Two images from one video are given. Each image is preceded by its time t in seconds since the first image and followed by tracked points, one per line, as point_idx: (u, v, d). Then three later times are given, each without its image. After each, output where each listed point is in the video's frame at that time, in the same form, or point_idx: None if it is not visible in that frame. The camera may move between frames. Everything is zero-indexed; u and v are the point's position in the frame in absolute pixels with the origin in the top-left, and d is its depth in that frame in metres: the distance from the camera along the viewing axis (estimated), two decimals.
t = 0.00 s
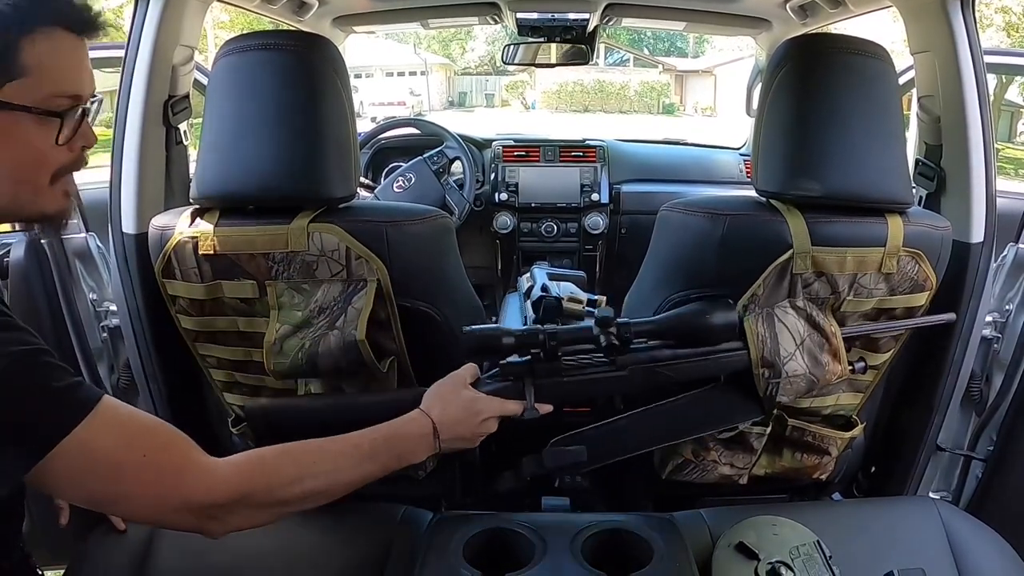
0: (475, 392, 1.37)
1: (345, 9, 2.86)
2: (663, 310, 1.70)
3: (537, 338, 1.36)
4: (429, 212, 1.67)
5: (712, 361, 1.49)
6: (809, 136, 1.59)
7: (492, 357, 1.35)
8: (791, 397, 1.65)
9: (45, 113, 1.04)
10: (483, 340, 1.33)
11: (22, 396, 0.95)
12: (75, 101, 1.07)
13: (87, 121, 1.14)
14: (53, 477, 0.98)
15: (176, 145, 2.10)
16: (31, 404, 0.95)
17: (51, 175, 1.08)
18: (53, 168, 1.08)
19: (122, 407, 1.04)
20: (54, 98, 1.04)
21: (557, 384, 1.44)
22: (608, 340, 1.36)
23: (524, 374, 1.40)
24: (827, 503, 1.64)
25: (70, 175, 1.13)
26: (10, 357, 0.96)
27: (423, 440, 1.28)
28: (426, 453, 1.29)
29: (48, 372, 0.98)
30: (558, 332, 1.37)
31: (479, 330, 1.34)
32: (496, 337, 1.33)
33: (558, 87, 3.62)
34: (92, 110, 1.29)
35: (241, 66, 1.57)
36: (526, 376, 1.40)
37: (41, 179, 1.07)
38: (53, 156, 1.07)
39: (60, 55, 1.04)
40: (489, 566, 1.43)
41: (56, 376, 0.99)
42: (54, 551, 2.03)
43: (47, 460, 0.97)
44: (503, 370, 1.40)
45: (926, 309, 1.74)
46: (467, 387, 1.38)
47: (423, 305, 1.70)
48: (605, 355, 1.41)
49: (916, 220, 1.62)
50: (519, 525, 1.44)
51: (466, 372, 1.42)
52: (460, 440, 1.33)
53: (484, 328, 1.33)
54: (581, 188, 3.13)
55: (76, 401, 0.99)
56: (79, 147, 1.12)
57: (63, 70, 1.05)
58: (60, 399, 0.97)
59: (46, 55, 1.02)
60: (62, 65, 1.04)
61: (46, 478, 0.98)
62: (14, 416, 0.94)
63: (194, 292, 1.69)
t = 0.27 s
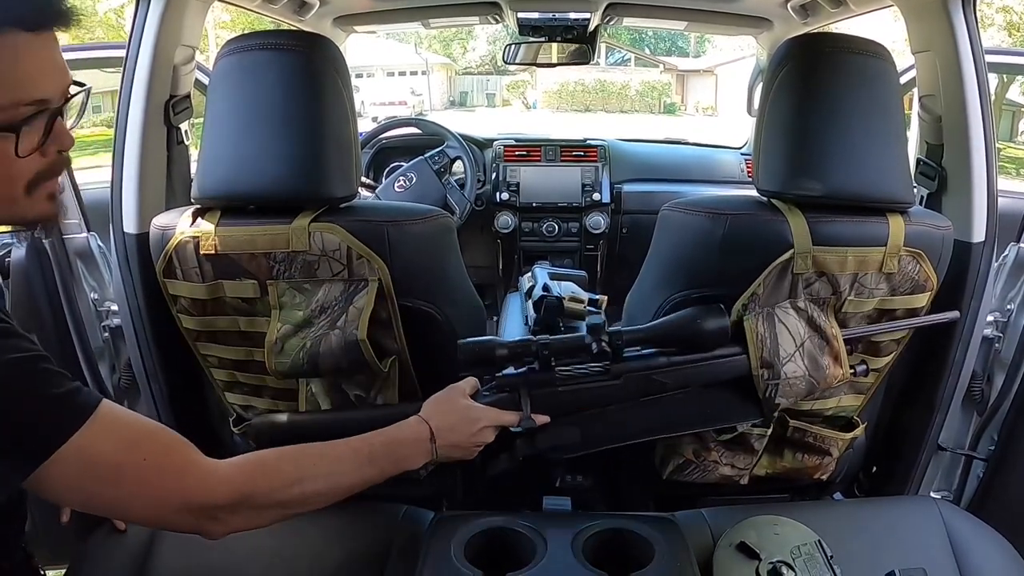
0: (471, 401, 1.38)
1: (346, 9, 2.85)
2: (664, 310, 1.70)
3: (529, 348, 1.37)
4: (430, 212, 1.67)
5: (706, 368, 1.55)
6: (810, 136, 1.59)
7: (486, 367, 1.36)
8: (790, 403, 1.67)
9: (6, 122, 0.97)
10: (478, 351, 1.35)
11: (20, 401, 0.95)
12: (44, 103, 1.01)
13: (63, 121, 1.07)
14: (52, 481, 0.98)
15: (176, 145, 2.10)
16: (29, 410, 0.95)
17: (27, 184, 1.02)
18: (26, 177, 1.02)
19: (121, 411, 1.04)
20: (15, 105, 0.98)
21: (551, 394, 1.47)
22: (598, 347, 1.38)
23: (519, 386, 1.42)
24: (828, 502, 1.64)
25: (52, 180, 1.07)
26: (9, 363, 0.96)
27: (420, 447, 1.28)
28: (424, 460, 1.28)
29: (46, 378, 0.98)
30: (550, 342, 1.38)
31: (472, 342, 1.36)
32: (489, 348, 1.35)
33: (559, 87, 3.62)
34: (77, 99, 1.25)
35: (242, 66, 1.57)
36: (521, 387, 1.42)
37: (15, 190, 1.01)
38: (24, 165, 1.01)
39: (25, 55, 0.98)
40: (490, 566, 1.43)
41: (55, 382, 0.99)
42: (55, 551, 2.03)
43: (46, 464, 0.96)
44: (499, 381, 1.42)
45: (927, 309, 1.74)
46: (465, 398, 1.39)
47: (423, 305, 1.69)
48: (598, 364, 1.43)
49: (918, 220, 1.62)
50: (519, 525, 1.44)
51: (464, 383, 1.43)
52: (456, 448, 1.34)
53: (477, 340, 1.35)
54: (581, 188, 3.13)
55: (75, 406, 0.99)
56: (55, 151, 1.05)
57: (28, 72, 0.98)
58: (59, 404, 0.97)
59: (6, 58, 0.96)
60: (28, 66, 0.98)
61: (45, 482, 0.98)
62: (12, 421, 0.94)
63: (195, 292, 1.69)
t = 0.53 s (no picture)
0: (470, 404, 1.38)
1: (345, 8, 2.85)
2: (664, 309, 1.70)
3: (528, 353, 1.35)
4: (430, 211, 1.67)
5: (707, 368, 1.54)
6: (810, 135, 1.59)
7: (484, 371, 1.35)
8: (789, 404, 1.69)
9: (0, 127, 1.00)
10: (475, 356, 1.33)
11: (19, 399, 0.94)
12: (38, 103, 1.03)
13: (54, 117, 1.10)
14: (51, 480, 0.98)
15: (176, 145, 2.10)
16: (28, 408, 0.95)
17: (21, 184, 1.06)
18: (22, 177, 1.06)
19: (120, 410, 1.04)
20: (9, 110, 1.00)
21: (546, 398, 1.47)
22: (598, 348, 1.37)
23: (518, 389, 1.41)
24: (828, 501, 1.64)
25: (46, 178, 1.10)
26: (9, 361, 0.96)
27: (419, 449, 1.28)
28: (421, 462, 1.28)
29: (47, 378, 0.98)
30: (548, 345, 1.37)
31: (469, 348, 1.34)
32: (486, 352, 1.33)
33: (559, 86, 3.63)
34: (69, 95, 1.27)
35: (242, 66, 1.57)
36: (520, 390, 1.41)
37: (10, 189, 1.05)
38: (19, 166, 1.04)
39: (15, 55, 0.99)
40: (490, 566, 1.43)
41: (55, 381, 0.98)
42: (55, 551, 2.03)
43: (45, 463, 0.96)
44: (498, 385, 1.41)
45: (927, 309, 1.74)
46: (464, 400, 1.39)
47: (422, 304, 1.69)
48: (597, 366, 1.42)
49: (918, 220, 1.62)
50: (519, 525, 1.44)
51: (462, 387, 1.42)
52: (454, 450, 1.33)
53: (474, 345, 1.33)
54: (581, 187, 3.13)
55: (75, 404, 0.98)
56: (48, 150, 1.09)
57: (21, 74, 0.99)
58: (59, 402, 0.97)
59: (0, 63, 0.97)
60: (22, 68, 0.99)
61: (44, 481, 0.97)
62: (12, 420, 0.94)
63: (195, 292, 1.70)
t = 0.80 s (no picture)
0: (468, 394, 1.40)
1: (345, 7, 2.85)
2: (664, 308, 1.70)
3: (530, 350, 1.33)
4: (430, 210, 1.66)
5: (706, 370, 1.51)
6: (810, 134, 1.59)
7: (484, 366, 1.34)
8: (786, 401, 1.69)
9: None
10: (476, 350, 1.32)
11: (12, 399, 0.95)
12: (30, 93, 1.02)
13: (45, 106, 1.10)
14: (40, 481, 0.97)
15: (176, 144, 2.10)
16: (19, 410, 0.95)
17: (16, 174, 1.06)
18: (14, 167, 1.05)
19: (109, 405, 1.03)
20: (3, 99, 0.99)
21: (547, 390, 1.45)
22: (604, 354, 1.34)
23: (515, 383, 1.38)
24: (828, 500, 1.64)
25: (37, 167, 1.10)
26: None
27: (410, 438, 1.30)
28: (411, 450, 1.32)
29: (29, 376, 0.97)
30: (552, 342, 1.34)
31: (472, 340, 1.32)
32: (489, 347, 1.32)
33: (559, 86, 3.60)
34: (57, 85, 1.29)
35: (242, 64, 1.57)
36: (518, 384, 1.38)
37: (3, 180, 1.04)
38: (12, 156, 1.03)
39: (9, 47, 0.98)
40: (490, 565, 1.43)
41: (38, 378, 0.98)
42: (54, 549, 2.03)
43: (32, 463, 0.96)
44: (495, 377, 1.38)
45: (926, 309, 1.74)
46: (461, 389, 1.41)
47: (422, 302, 1.69)
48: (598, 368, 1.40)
49: (918, 218, 1.62)
50: (519, 523, 1.44)
51: (461, 375, 1.44)
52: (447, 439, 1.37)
53: (477, 338, 1.32)
54: (581, 185, 3.12)
55: (61, 402, 0.98)
56: (40, 139, 1.08)
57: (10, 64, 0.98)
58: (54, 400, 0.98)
59: None
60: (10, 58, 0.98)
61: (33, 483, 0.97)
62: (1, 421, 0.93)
63: (196, 291, 1.70)
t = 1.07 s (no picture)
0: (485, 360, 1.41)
1: (346, 5, 2.85)
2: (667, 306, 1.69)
3: (555, 314, 1.36)
4: (432, 208, 1.65)
5: (719, 357, 1.51)
6: (811, 131, 1.59)
7: (509, 330, 1.36)
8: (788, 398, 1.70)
9: None
10: (499, 310, 1.34)
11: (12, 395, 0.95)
12: (19, 97, 1.08)
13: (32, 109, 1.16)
14: (33, 455, 1.02)
15: (178, 142, 2.10)
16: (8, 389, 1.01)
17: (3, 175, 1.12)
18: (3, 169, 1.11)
19: (91, 380, 1.08)
20: None
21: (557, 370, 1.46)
22: (628, 326, 1.35)
23: (538, 350, 1.43)
24: (830, 497, 1.64)
25: (22, 171, 1.16)
26: None
27: (423, 402, 1.33)
28: (427, 412, 1.34)
29: (14, 357, 1.05)
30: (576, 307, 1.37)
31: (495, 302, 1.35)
32: (515, 311, 1.34)
33: (561, 83, 3.59)
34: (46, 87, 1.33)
35: (243, 62, 1.57)
36: (538, 349, 1.43)
37: None
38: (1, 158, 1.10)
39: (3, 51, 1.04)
40: (492, 562, 1.43)
41: (22, 359, 1.06)
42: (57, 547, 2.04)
43: (23, 442, 1.01)
44: (517, 343, 1.44)
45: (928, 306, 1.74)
46: (477, 354, 1.42)
47: (424, 300, 1.68)
48: (620, 339, 1.42)
49: (921, 215, 1.62)
50: (522, 520, 1.44)
51: (479, 340, 1.46)
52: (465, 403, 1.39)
53: (501, 300, 1.34)
54: (583, 183, 3.12)
55: (43, 381, 1.04)
56: (27, 141, 1.14)
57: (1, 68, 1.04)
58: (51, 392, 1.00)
59: None
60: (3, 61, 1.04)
61: (25, 456, 1.02)
62: None
63: (199, 289, 1.70)
